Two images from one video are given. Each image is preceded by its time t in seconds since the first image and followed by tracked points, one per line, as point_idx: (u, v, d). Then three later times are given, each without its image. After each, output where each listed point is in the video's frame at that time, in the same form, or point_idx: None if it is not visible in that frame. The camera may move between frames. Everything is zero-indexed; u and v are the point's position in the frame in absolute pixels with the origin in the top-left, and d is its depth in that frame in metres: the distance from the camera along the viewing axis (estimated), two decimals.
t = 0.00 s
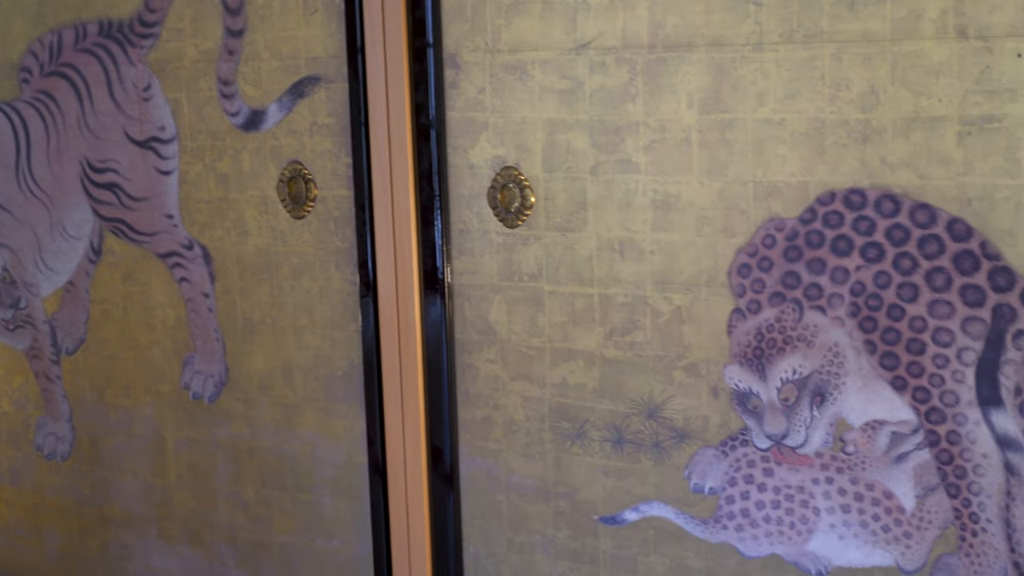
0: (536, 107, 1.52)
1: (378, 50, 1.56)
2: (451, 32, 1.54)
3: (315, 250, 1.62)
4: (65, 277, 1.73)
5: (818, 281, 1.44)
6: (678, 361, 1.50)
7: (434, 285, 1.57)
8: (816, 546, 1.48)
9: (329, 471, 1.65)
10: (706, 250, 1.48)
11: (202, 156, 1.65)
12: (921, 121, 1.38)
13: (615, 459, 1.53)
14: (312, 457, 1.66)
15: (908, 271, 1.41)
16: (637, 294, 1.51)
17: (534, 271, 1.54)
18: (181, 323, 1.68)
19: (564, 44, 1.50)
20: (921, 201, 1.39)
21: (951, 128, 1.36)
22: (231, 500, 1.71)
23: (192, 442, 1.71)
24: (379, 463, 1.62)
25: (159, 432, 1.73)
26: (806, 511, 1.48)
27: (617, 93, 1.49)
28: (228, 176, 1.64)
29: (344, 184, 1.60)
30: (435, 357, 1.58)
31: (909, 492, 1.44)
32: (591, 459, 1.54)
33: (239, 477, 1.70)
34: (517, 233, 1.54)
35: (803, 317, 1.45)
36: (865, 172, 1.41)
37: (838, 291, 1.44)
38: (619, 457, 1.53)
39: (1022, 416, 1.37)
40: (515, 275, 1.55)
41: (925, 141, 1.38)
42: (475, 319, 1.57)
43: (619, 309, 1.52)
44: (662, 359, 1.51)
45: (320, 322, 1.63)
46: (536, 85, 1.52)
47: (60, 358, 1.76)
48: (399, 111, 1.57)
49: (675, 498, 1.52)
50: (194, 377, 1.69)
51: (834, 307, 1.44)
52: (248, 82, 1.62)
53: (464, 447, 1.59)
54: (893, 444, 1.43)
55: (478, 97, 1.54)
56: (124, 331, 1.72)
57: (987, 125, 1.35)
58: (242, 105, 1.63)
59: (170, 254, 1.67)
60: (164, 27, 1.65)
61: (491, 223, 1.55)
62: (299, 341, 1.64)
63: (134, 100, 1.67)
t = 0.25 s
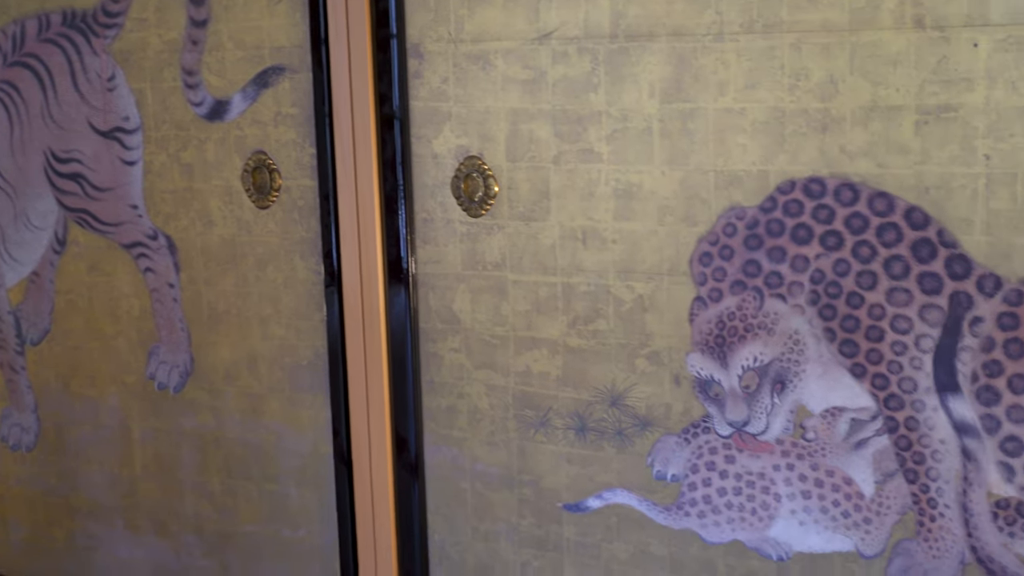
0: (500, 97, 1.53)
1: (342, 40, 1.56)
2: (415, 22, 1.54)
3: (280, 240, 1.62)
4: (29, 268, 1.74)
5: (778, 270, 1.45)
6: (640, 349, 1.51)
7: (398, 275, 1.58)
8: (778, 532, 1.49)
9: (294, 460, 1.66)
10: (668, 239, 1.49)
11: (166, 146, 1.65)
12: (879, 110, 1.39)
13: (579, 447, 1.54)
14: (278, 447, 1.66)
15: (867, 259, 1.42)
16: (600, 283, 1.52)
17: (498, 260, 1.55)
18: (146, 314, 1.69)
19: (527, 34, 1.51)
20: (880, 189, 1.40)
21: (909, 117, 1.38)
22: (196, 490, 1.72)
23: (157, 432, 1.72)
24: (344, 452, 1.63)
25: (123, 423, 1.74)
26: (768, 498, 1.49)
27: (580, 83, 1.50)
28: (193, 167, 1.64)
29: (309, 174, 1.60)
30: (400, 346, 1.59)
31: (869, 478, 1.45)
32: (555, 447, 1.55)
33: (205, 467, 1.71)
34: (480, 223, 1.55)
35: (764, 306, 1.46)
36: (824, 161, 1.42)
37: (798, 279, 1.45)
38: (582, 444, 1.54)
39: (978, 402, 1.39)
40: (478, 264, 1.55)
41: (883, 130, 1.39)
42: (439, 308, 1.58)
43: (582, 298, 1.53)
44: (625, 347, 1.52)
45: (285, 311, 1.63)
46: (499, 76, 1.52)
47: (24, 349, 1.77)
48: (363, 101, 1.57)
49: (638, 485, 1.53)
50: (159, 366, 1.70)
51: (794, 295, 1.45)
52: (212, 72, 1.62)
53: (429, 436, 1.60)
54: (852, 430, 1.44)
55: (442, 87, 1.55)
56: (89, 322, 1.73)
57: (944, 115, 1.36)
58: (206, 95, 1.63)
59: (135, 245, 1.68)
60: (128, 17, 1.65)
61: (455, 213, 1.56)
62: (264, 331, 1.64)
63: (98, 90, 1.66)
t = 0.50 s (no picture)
0: (464, 86, 1.53)
1: (306, 29, 1.57)
2: (379, 11, 1.55)
3: (246, 229, 1.63)
4: None
5: (739, 257, 1.47)
6: (603, 336, 1.52)
7: (363, 263, 1.58)
8: (739, 517, 1.51)
9: (261, 449, 1.67)
10: (631, 226, 1.50)
11: (131, 135, 1.65)
12: (839, 99, 1.40)
13: (544, 434, 1.55)
14: (244, 435, 1.67)
15: (826, 246, 1.44)
16: (563, 271, 1.53)
17: (462, 248, 1.56)
18: (111, 303, 1.69)
19: (491, 23, 1.51)
20: (839, 176, 1.42)
21: (867, 106, 1.39)
22: (163, 478, 1.73)
23: (124, 421, 1.73)
24: (310, 440, 1.64)
25: (90, 411, 1.74)
26: (729, 483, 1.50)
27: (543, 72, 1.50)
28: (158, 156, 1.65)
29: (274, 162, 1.61)
30: (365, 334, 1.59)
31: (829, 463, 1.46)
32: (519, 434, 1.56)
33: (172, 456, 1.72)
34: (445, 211, 1.56)
35: (726, 293, 1.48)
36: (784, 149, 1.43)
37: (759, 266, 1.46)
38: (547, 431, 1.55)
39: (936, 387, 1.41)
40: (443, 252, 1.56)
41: (843, 119, 1.40)
42: (404, 296, 1.58)
43: (546, 286, 1.54)
44: (588, 334, 1.53)
45: (250, 300, 1.64)
46: (463, 65, 1.53)
47: None
48: (327, 90, 1.57)
49: (601, 471, 1.54)
50: (125, 356, 1.70)
51: (755, 283, 1.46)
52: (177, 61, 1.62)
53: (394, 423, 1.61)
54: (813, 416, 1.46)
55: (406, 76, 1.55)
56: (55, 311, 1.73)
57: (902, 103, 1.38)
58: (171, 84, 1.63)
59: (100, 234, 1.68)
60: (92, 6, 1.65)
61: (419, 201, 1.56)
62: (230, 320, 1.65)
63: (63, 79, 1.66)
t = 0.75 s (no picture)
0: (426, 72, 1.54)
1: (268, 14, 1.57)
2: None
3: (209, 215, 1.64)
4: None
5: (700, 241, 1.48)
6: (566, 320, 1.53)
7: (327, 249, 1.59)
8: (702, 499, 1.52)
9: (225, 434, 1.69)
10: (593, 211, 1.51)
11: (94, 122, 1.67)
12: (798, 83, 1.41)
13: (508, 417, 1.56)
14: (209, 421, 1.69)
15: (786, 229, 1.45)
16: (526, 255, 1.54)
17: (426, 233, 1.56)
18: (75, 290, 1.71)
19: (453, 9, 1.52)
20: (798, 160, 1.43)
21: (825, 90, 1.40)
22: (127, 465, 1.76)
23: (87, 408, 1.76)
24: (275, 425, 1.65)
25: (54, 399, 1.78)
26: (691, 465, 1.51)
27: (504, 57, 1.51)
28: (121, 142, 1.66)
29: (237, 148, 1.61)
30: (329, 319, 1.60)
31: (789, 444, 1.47)
32: (484, 418, 1.57)
33: (136, 442, 1.75)
34: (408, 196, 1.56)
35: (687, 276, 1.48)
36: (744, 133, 1.44)
37: (720, 250, 1.47)
38: (510, 415, 1.56)
39: (894, 368, 1.42)
40: (406, 237, 1.57)
41: (801, 103, 1.42)
42: (368, 281, 1.59)
43: (509, 270, 1.54)
44: (552, 318, 1.54)
45: (214, 286, 1.65)
46: (426, 50, 1.53)
47: None
48: (290, 75, 1.57)
49: (565, 454, 1.55)
50: (90, 342, 1.73)
51: (716, 266, 1.47)
52: (139, 47, 1.63)
53: (359, 408, 1.62)
54: (774, 397, 1.47)
55: (369, 62, 1.55)
56: (19, 298, 1.77)
57: (859, 87, 1.39)
58: (134, 70, 1.64)
59: (63, 220, 1.71)
60: None
61: (383, 186, 1.57)
62: (194, 305, 1.66)
63: (25, 66, 1.69)
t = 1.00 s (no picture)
0: (391, 56, 1.54)
1: None
2: None
3: (174, 200, 1.66)
4: None
5: (664, 224, 1.47)
6: (532, 304, 1.54)
7: (293, 235, 1.61)
8: (666, 480, 1.52)
9: (192, 420, 1.72)
10: (558, 194, 1.51)
11: (59, 107, 1.69)
12: (759, 67, 1.40)
13: (474, 400, 1.57)
14: (176, 406, 1.72)
15: (750, 212, 1.44)
16: (492, 239, 1.54)
17: (391, 218, 1.57)
18: (42, 276, 1.74)
19: None
20: (761, 144, 1.42)
21: (788, 73, 1.39)
22: (95, 450, 1.79)
23: (54, 394, 1.79)
24: (242, 408, 1.68)
25: (21, 386, 1.81)
26: (656, 447, 1.51)
27: (469, 41, 1.51)
28: (86, 127, 1.68)
29: (203, 133, 1.63)
30: (296, 304, 1.62)
31: (753, 426, 1.47)
32: (450, 401, 1.58)
33: (104, 428, 1.77)
34: (374, 181, 1.57)
35: (651, 260, 1.48)
36: (707, 117, 1.43)
37: (684, 233, 1.46)
38: (477, 398, 1.57)
39: (856, 349, 1.41)
40: (372, 222, 1.58)
41: (764, 86, 1.40)
42: (334, 266, 1.61)
43: (475, 255, 1.55)
44: (517, 303, 1.54)
45: (181, 271, 1.68)
46: (391, 35, 1.53)
47: None
48: (256, 60, 1.58)
49: (531, 437, 1.56)
50: (56, 329, 1.75)
51: (680, 249, 1.47)
52: (104, 32, 1.64)
53: (326, 392, 1.64)
54: (737, 379, 1.46)
55: (334, 47, 1.56)
56: None
57: (821, 71, 1.38)
58: (98, 56, 1.65)
59: (29, 207, 1.73)
60: None
61: (349, 171, 1.58)
62: (160, 290, 1.69)
63: None
